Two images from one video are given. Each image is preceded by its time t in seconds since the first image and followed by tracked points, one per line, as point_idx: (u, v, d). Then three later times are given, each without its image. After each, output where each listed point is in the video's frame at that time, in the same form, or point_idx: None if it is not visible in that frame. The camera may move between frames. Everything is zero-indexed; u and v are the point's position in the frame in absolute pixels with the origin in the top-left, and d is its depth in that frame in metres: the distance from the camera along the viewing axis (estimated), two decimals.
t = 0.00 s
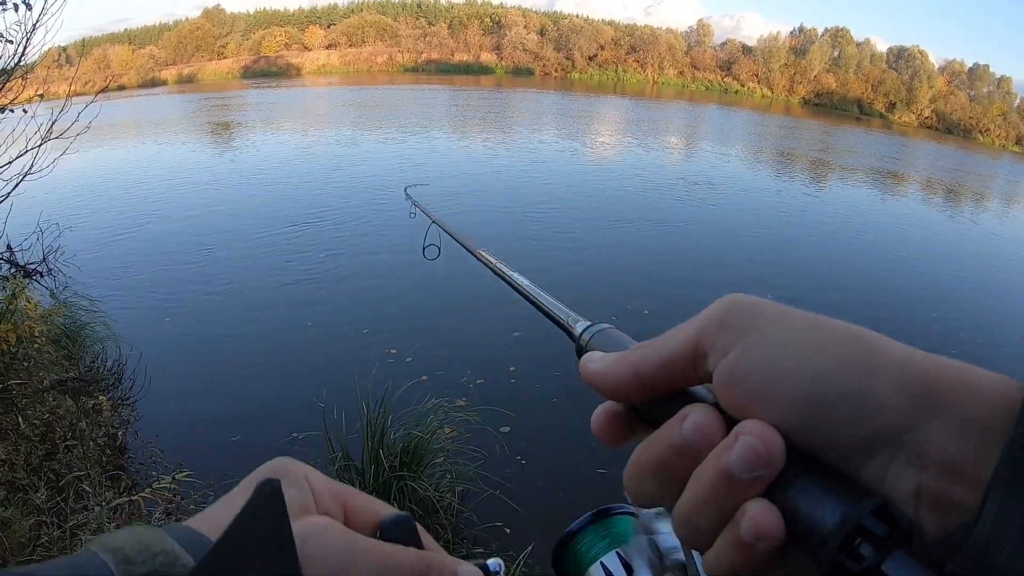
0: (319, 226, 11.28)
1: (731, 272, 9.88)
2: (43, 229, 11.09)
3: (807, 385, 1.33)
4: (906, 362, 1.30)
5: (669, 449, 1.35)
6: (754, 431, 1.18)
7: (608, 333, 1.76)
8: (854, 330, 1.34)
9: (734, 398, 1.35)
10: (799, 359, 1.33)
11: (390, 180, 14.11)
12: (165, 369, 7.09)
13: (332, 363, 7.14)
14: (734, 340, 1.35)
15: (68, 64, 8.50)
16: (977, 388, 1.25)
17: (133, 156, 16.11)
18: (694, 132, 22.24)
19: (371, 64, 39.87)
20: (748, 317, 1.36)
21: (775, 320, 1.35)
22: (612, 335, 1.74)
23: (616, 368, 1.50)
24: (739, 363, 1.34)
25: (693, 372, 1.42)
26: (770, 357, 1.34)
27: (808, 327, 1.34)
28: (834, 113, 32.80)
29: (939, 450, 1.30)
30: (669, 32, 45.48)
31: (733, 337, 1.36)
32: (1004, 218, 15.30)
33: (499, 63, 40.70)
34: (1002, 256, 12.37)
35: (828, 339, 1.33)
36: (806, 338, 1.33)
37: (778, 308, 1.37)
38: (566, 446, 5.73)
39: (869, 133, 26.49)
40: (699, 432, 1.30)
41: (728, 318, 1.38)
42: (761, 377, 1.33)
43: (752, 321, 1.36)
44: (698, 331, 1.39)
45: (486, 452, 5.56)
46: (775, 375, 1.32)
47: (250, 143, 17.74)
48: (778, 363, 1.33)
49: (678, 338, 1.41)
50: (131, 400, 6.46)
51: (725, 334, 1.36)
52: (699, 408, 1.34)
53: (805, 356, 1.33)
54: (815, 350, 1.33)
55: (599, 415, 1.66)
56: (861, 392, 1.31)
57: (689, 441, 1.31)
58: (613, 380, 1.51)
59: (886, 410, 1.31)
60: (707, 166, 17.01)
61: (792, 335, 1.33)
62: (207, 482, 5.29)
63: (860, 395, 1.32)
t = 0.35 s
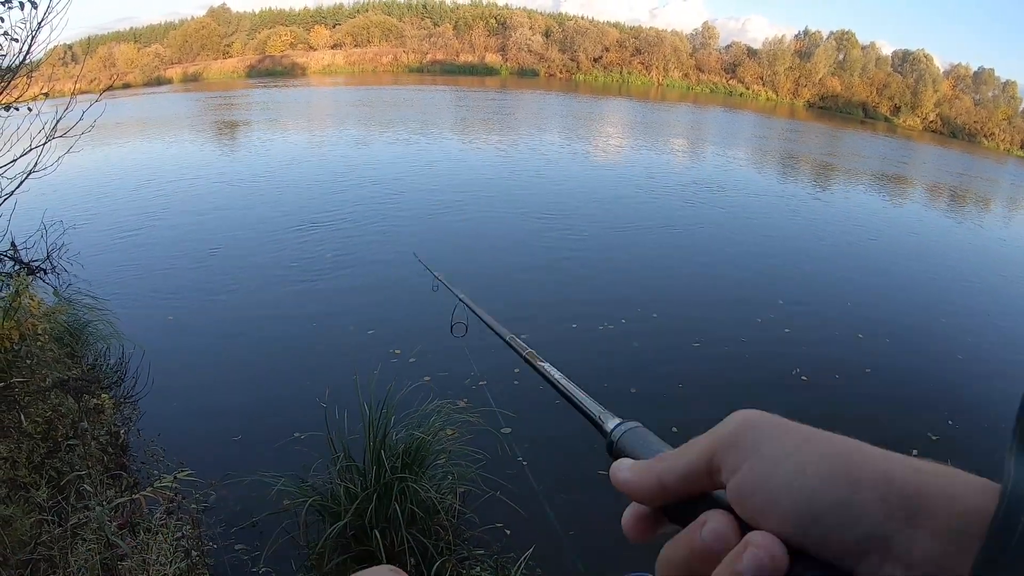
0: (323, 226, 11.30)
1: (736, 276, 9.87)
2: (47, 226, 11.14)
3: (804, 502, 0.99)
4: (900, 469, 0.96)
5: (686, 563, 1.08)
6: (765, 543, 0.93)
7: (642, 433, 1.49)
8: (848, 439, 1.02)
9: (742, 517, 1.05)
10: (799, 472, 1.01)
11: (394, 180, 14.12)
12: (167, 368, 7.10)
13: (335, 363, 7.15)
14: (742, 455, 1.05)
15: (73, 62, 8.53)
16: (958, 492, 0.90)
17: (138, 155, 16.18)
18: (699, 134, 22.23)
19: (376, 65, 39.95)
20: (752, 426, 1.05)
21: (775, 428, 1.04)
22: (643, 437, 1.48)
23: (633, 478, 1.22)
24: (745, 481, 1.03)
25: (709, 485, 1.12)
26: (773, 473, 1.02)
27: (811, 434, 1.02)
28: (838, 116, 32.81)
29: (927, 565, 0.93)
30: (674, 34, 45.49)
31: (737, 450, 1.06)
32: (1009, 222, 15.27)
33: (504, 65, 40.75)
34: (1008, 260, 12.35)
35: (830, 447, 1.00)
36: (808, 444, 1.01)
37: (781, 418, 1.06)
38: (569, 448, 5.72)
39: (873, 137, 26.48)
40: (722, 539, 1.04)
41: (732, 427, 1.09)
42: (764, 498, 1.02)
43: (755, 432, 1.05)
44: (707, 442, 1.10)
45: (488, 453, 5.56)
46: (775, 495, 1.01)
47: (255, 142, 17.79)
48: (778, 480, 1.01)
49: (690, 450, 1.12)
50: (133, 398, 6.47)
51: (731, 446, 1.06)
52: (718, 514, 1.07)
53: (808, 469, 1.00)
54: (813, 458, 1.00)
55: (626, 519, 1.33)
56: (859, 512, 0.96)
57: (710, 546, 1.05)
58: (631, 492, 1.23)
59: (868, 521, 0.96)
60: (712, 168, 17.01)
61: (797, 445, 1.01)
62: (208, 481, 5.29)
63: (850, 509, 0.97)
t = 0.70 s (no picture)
0: (322, 225, 11.29)
1: (735, 275, 9.87)
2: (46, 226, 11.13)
3: None
4: (893, 554, 0.93)
5: None
6: None
7: (639, 503, 1.71)
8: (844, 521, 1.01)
9: None
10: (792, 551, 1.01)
11: (393, 180, 14.11)
12: (166, 367, 7.10)
13: (334, 362, 7.15)
14: (741, 530, 1.08)
15: (71, 61, 8.52)
16: None
17: (137, 154, 16.16)
18: (698, 134, 22.24)
19: (375, 64, 39.97)
20: (751, 504, 1.08)
21: (776, 507, 1.06)
22: (642, 506, 1.70)
23: (640, 547, 1.30)
24: (742, 556, 1.06)
25: (712, 562, 1.16)
26: (767, 550, 1.03)
27: (808, 515, 1.03)
28: (837, 115, 32.82)
29: None
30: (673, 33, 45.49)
31: (737, 524, 1.09)
32: (1008, 222, 15.29)
33: (503, 64, 40.77)
34: (1006, 259, 12.36)
35: (822, 525, 1.00)
36: (804, 524, 1.02)
37: (786, 499, 1.08)
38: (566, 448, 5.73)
39: (872, 136, 26.49)
40: None
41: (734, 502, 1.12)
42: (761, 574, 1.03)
43: (755, 508, 1.08)
44: (710, 515, 1.14)
45: (487, 453, 5.57)
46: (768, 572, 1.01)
47: (254, 141, 17.78)
48: (772, 558, 1.02)
49: (693, 523, 1.18)
50: (132, 397, 6.47)
51: (731, 521, 1.10)
52: None
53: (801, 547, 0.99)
54: (806, 537, 1.00)
55: None
56: None
57: None
58: (637, 561, 1.30)
59: None
60: (711, 168, 17.02)
61: (794, 524, 1.03)
62: (207, 481, 5.29)
63: None
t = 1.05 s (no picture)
0: (320, 224, 11.29)
1: (733, 273, 9.88)
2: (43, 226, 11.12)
3: (805, 563, 1.02)
4: (900, 532, 0.98)
5: None
6: None
7: (645, 488, 1.65)
8: (847, 500, 1.05)
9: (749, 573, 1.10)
10: (799, 532, 1.05)
11: (391, 179, 14.11)
12: (163, 367, 7.09)
13: (332, 362, 7.14)
14: (747, 513, 1.10)
15: (68, 61, 8.50)
16: (955, 555, 0.91)
17: (134, 154, 16.14)
18: (696, 132, 22.27)
19: (373, 64, 39.95)
20: (757, 487, 1.10)
21: (782, 489, 1.08)
22: (647, 491, 1.63)
23: (644, 532, 1.30)
24: (748, 539, 1.09)
25: (718, 544, 1.17)
26: (775, 532, 1.06)
27: (813, 497, 1.06)
28: (835, 114, 32.86)
29: None
30: (670, 32, 45.53)
31: (744, 507, 1.10)
32: (1005, 220, 15.34)
33: (500, 63, 40.80)
34: (1003, 257, 12.40)
35: (828, 507, 1.04)
36: (809, 507, 1.05)
37: (788, 479, 1.10)
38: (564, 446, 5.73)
39: (870, 135, 26.54)
40: None
41: (738, 484, 1.13)
42: (769, 554, 1.06)
43: (760, 489, 1.10)
44: (714, 498, 1.15)
45: (485, 452, 5.56)
46: (779, 554, 1.05)
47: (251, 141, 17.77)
48: (780, 539, 1.06)
49: (696, 507, 1.18)
50: (130, 398, 6.46)
51: (737, 504, 1.11)
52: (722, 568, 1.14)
53: (810, 529, 1.03)
54: (815, 519, 1.03)
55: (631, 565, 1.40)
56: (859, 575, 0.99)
57: None
58: (642, 545, 1.30)
59: None
60: (709, 166, 17.04)
61: (800, 506, 1.06)
62: (205, 481, 5.29)
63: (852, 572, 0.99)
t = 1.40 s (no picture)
0: (316, 224, 11.29)
1: (729, 272, 9.89)
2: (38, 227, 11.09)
3: (811, 559, 1.03)
4: (903, 529, 0.99)
5: None
6: None
7: (649, 485, 1.61)
8: (849, 496, 1.06)
9: (752, 570, 1.10)
10: (803, 528, 1.05)
11: (387, 179, 14.10)
12: (160, 368, 7.08)
13: (328, 362, 7.14)
14: (752, 509, 1.10)
15: (63, 61, 8.48)
16: (957, 550, 0.94)
17: (129, 154, 16.11)
18: (692, 131, 22.30)
19: (368, 64, 39.90)
20: (761, 483, 1.10)
21: (787, 486, 1.09)
22: (652, 488, 1.59)
23: (647, 528, 1.27)
24: (752, 535, 1.08)
25: (721, 541, 1.16)
26: (780, 529, 1.06)
27: (817, 494, 1.07)
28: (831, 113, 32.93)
29: None
30: (666, 31, 45.58)
31: (748, 504, 1.10)
32: (1000, 218, 15.38)
33: (496, 63, 40.80)
34: (998, 255, 12.45)
35: (832, 504, 1.05)
36: (813, 503, 1.06)
37: (790, 476, 1.11)
38: (560, 445, 5.74)
39: (865, 134, 26.59)
40: None
41: (743, 480, 1.13)
42: (774, 550, 1.06)
43: (765, 486, 1.09)
44: (719, 495, 1.14)
45: (481, 451, 5.56)
46: (783, 550, 1.05)
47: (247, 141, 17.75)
48: (785, 536, 1.06)
49: (699, 503, 1.17)
50: (126, 398, 6.45)
51: (742, 501, 1.11)
52: (725, 564, 1.13)
53: (815, 526, 1.04)
54: (819, 516, 1.04)
55: (634, 562, 1.36)
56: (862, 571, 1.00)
57: None
58: (644, 543, 1.27)
59: None
60: (705, 165, 17.06)
61: (804, 503, 1.06)
62: (202, 481, 5.28)
63: (855, 568, 1.00)
